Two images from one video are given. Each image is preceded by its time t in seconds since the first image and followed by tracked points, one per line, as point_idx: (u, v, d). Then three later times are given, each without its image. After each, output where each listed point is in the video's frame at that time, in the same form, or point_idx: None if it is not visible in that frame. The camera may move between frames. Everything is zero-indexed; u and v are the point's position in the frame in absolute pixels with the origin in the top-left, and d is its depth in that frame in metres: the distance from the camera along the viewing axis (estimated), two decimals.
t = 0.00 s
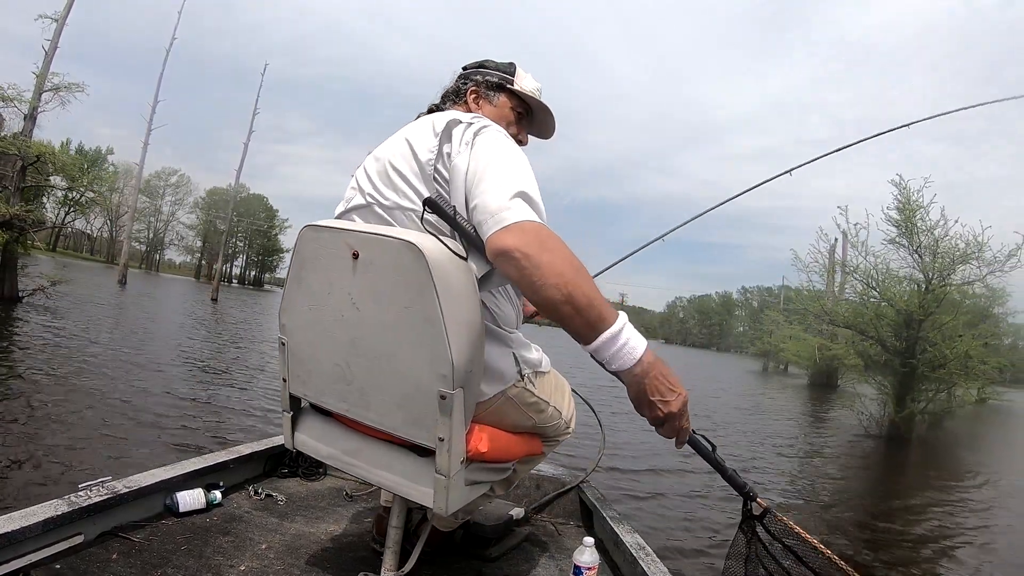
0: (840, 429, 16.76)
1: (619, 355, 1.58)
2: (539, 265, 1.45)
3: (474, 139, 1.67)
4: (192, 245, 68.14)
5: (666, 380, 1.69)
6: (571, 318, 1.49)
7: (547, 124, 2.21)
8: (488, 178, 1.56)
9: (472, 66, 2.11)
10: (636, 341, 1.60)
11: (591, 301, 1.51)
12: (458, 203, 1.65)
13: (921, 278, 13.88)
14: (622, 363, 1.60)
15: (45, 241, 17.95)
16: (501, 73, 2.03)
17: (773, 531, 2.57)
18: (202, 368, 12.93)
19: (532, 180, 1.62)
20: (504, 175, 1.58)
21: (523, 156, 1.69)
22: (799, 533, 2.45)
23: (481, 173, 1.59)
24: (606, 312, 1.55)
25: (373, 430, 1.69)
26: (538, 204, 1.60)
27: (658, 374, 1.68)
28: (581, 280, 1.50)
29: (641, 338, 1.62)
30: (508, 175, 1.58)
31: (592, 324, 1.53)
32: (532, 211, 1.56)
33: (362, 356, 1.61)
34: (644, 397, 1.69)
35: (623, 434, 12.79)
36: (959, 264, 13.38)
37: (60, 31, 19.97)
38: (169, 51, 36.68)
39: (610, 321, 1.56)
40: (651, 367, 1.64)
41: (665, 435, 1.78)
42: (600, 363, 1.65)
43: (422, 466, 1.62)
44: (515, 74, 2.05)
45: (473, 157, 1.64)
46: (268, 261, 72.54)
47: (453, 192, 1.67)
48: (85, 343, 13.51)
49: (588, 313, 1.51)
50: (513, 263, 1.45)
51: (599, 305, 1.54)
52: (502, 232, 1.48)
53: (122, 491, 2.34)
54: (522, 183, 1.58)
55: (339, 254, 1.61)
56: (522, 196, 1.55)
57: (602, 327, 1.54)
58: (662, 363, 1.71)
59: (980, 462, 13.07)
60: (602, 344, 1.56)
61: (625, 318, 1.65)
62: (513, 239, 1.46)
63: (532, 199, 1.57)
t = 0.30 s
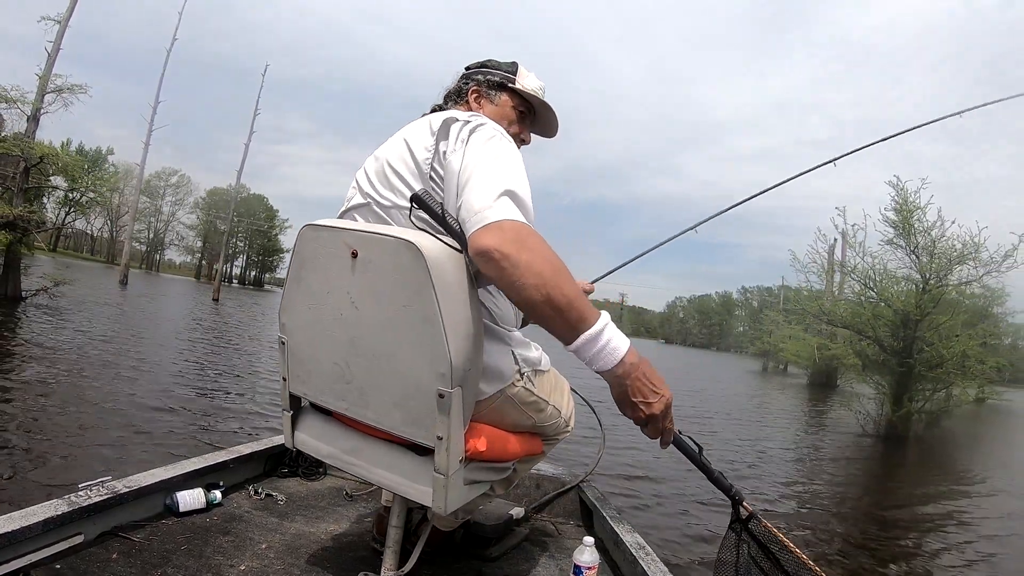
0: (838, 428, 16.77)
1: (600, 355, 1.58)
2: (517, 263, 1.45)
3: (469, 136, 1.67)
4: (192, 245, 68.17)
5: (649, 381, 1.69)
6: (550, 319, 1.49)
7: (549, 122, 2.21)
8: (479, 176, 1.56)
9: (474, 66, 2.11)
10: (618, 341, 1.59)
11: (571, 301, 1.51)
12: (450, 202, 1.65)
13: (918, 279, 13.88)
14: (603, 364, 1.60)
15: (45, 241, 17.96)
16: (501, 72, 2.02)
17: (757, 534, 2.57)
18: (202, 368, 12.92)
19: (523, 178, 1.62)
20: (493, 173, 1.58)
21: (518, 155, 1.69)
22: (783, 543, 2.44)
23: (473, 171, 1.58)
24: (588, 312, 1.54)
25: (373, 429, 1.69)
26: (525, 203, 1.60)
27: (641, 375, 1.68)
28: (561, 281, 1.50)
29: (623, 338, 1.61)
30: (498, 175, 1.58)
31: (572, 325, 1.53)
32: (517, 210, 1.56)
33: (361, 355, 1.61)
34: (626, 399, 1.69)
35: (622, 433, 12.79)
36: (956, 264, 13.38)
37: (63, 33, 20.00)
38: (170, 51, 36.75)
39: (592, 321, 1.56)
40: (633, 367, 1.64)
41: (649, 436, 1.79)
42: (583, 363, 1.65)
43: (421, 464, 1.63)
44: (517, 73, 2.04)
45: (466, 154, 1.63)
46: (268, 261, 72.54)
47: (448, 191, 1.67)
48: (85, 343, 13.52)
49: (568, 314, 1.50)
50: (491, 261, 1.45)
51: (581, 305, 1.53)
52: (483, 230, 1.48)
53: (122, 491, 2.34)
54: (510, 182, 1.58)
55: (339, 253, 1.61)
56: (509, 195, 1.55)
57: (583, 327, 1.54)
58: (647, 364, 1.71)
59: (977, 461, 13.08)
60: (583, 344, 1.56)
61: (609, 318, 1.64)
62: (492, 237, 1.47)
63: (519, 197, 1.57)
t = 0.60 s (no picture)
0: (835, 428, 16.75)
1: (580, 354, 1.59)
2: (495, 263, 1.46)
3: (465, 133, 1.67)
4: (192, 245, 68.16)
5: (632, 380, 1.69)
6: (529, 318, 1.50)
7: (551, 120, 2.21)
8: (470, 174, 1.56)
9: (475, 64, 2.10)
10: (600, 339, 1.60)
11: (549, 301, 1.51)
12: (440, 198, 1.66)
13: (915, 280, 13.89)
14: (583, 362, 1.61)
15: (47, 242, 17.99)
16: (501, 70, 2.02)
17: (747, 536, 2.55)
18: (201, 368, 12.90)
19: (513, 175, 1.61)
20: (484, 171, 1.58)
21: (514, 152, 1.69)
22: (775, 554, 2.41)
23: (464, 169, 1.58)
24: (567, 312, 1.55)
25: (373, 429, 1.69)
26: (514, 200, 1.59)
27: (624, 375, 1.68)
28: (541, 281, 1.50)
29: (605, 337, 1.62)
30: (491, 173, 1.58)
31: (551, 323, 1.54)
32: (505, 208, 1.56)
33: (359, 355, 1.62)
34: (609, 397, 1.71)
35: (621, 433, 12.78)
36: (953, 264, 13.41)
37: (65, 33, 20.04)
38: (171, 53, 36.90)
39: (572, 320, 1.56)
40: (616, 366, 1.65)
41: (633, 433, 1.80)
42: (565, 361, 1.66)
43: (419, 464, 1.63)
44: (518, 70, 2.04)
45: (462, 151, 1.63)
46: (268, 261, 72.55)
47: (444, 189, 1.67)
48: (85, 343, 13.52)
49: (545, 313, 1.51)
50: (470, 260, 1.46)
51: (561, 304, 1.53)
52: (463, 227, 1.48)
53: (122, 491, 2.34)
54: (499, 179, 1.58)
55: (337, 253, 1.61)
56: (496, 192, 1.55)
57: (563, 326, 1.55)
58: (632, 364, 1.71)
59: (974, 461, 13.07)
60: (563, 343, 1.57)
61: (592, 316, 1.65)
62: (471, 236, 1.47)
63: (507, 194, 1.57)
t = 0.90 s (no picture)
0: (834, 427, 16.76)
1: (593, 359, 1.58)
2: (507, 268, 1.46)
3: (466, 135, 1.67)
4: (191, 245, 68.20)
5: (643, 385, 1.69)
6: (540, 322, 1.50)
7: (551, 120, 2.21)
8: (475, 177, 1.56)
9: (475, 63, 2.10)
10: (611, 344, 1.59)
11: (562, 305, 1.51)
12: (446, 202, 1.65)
13: (913, 280, 13.90)
14: (595, 367, 1.60)
15: (48, 242, 18.03)
16: (501, 69, 2.02)
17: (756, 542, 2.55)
18: (200, 368, 12.92)
19: (518, 178, 1.61)
20: (487, 176, 1.57)
21: (515, 154, 1.69)
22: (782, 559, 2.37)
23: (468, 172, 1.58)
24: (580, 316, 1.55)
25: (372, 429, 1.69)
26: (520, 204, 1.59)
27: (636, 379, 1.68)
28: (552, 286, 1.50)
29: (616, 342, 1.61)
30: (494, 176, 1.57)
31: (562, 329, 1.53)
32: (513, 213, 1.56)
33: (358, 355, 1.62)
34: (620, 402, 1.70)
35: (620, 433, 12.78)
36: (950, 265, 13.42)
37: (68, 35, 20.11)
38: (172, 55, 37.02)
39: (583, 324, 1.55)
40: (627, 372, 1.64)
41: (643, 439, 1.80)
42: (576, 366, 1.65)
43: (418, 464, 1.63)
44: (518, 70, 2.04)
45: (463, 153, 1.63)
46: (267, 261, 72.52)
47: (445, 190, 1.67)
48: (84, 343, 13.54)
49: (557, 318, 1.51)
50: (481, 265, 1.46)
51: (573, 309, 1.53)
52: (474, 233, 1.48)
53: (122, 490, 2.34)
54: (505, 182, 1.57)
55: (336, 253, 1.61)
56: (504, 198, 1.55)
57: (574, 331, 1.54)
58: (642, 368, 1.71)
59: (973, 460, 13.07)
60: (575, 347, 1.56)
61: (602, 321, 1.64)
62: (482, 241, 1.47)
63: (513, 199, 1.56)
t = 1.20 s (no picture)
0: (832, 426, 16.75)
1: (616, 371, 1.59)
2: (541, 276, 1.46)
3: (475, 141, 1.66)
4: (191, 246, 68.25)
5: (659, 402, 1.70)
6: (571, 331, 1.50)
7: (552, 123, 2.21)
8: (492, 184, 1.56)
9: (477, 64, 2.09)
10: (634, 358, 1.60)
11: (591, 316, 1.52)
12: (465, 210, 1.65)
13: (910, 281, 13.89)
14: (618, 380, 1.61)
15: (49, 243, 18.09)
16: (503, 72, 2.02)
17: None
18: (199, 368, 12.92)
19: (533, 185, 1.62)
20: (504, 182, 1.57)
21: (525, 159, 1.68)
22: None
23: (483, 180, 1.58)
24: (606, 327, 1.56)
25: (374, 430, 1.69)
26: (544, 213, 1.60)
27: (654, 395, 1.68)
28: (584, 296, 1.51)
29: (638, 356, 1.63)
30: (509, 182, 1.57)
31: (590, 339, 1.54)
32: (539, 222, 1.56)
33: (359, 355, 1.62)
34: (636, 417, 1.69)
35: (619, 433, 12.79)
36: (947, 266, 13.43)
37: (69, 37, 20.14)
38: (172, 58, 37.14)
39: (610, 336, 1.57)
40: (646, 386, 1.65)
41: (654, 459, 1.78)
42: (596, 379, 1.65)
43: (419, 464, 1.63)
44: (520, 72, 2.05)
45: (472, 158, 1.63)
46: (267, 261, 72.65)
47: (454, 194, 1.67)
48: (85, 343, 13.57)
49: (586, 328, 1.52)
50: (517, 271, 1.46)
51: (600, 319, 1.54)
52: (509, 239, 1.48)
53: (122, 491, 2.34)
54: (525, 189, 1.57)
55: (339, 255, 1.61)
56: (531, 208, 1.55)
57: (602, 342, 1.55)
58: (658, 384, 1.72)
59: (970, 459, 13.07)
60: (600, 358, 1.57)
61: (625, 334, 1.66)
62: (518, 248, 1.47)
63: (538, 209, 1.56)
